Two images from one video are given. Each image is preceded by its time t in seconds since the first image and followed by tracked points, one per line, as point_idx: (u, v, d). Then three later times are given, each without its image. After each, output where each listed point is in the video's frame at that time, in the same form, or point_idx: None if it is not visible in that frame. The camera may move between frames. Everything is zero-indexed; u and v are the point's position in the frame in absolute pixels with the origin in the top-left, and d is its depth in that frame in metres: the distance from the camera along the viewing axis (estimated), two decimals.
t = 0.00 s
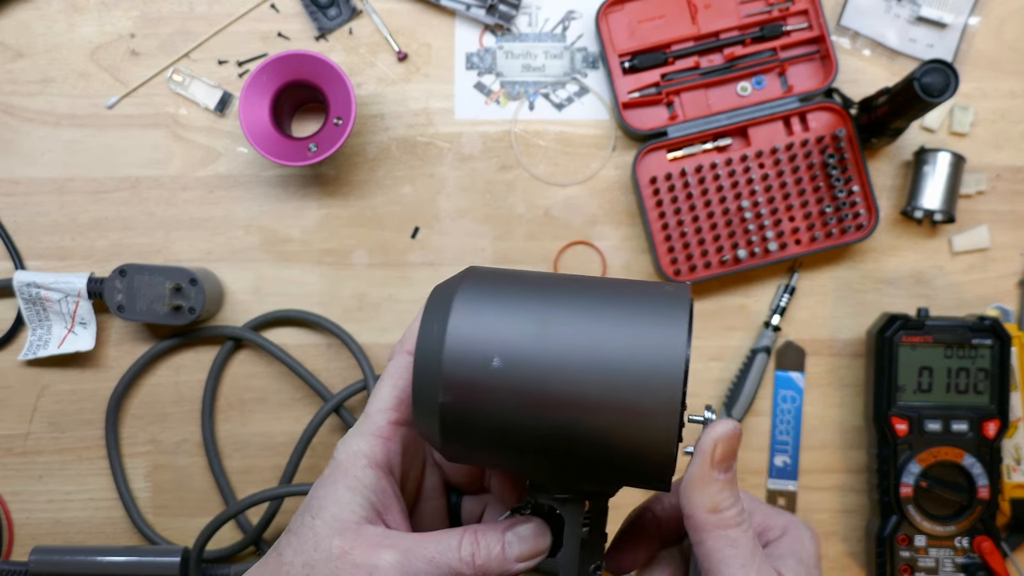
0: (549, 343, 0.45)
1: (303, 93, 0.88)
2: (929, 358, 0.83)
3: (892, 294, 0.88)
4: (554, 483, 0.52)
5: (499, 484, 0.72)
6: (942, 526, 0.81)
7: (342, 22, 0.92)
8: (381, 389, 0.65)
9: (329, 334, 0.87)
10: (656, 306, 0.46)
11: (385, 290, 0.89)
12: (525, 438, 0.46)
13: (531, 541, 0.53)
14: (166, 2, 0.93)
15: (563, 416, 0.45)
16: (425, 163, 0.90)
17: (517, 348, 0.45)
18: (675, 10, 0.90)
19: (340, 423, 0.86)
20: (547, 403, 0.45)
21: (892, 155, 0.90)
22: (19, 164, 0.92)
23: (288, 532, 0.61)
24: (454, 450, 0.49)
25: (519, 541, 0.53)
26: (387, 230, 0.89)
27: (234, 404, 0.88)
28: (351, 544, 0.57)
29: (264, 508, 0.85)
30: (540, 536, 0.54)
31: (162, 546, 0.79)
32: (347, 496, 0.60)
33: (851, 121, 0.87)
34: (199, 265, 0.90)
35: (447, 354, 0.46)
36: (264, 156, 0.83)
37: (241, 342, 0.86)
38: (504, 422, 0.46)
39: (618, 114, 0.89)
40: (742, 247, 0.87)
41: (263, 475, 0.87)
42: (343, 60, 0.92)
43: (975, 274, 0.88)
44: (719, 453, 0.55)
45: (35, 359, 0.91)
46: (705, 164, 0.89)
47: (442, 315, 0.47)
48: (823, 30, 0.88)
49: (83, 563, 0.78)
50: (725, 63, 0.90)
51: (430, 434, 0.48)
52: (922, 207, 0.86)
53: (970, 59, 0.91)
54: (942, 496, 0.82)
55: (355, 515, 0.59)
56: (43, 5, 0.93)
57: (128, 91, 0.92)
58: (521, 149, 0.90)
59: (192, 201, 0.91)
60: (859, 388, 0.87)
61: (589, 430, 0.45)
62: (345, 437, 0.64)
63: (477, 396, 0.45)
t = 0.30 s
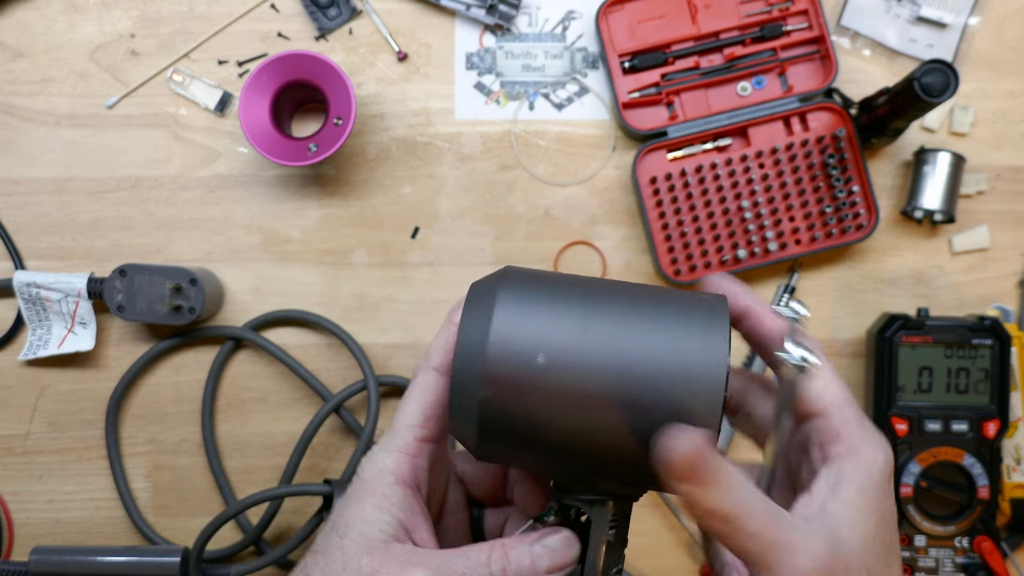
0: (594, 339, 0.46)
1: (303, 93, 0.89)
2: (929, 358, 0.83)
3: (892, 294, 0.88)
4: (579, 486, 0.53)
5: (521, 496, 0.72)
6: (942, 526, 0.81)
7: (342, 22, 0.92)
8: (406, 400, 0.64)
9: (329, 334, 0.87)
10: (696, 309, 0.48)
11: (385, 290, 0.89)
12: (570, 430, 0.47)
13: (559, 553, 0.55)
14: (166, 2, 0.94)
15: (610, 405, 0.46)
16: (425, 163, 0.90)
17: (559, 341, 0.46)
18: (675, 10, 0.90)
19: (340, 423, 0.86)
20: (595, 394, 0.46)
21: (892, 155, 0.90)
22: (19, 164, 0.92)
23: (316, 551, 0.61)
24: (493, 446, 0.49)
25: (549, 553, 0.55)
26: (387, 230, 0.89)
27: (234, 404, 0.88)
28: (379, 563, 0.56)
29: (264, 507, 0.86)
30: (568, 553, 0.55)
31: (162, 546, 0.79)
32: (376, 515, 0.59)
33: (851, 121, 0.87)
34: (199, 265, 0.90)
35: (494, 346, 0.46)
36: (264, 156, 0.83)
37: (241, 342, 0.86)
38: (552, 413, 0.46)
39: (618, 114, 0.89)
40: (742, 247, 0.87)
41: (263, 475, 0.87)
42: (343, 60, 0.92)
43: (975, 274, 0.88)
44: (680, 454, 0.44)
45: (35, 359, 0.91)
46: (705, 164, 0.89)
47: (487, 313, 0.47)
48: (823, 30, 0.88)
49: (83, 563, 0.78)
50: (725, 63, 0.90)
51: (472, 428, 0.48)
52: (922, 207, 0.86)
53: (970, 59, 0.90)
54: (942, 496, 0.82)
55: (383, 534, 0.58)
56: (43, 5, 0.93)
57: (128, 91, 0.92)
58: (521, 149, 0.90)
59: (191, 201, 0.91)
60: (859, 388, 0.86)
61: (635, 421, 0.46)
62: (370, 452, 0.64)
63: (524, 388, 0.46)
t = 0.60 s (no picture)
0: (649, 286, 0.48)
1: (303, 92, 0.88)
2: (929, 359, 0.83)
3: (892, 293, 0.88)
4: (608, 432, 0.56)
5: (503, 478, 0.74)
6: (942, 526, 0.81)
7: (342, 22, 0.92)
8: (360, 428, 0.61)
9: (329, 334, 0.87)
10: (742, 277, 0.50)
11: (385, 289, 0.89)
12: (608, 358, 0.48)
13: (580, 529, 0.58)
14: (166, 1, 0.93)
15: (650, 338, 0.48)
16: (425, 163, 0.90)
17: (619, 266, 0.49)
18: (675, 10, 0.90)
19: (340, 423, 0.86)
20: (636, 324, 0.48)
21: (892, 155, 0.90)
22: (19, 164, 0.92)
23: None
24: (531, 373, 0.49)
25: (574, 518, 0.58)
26: (387, 230, 0.89)
27: (234, 404, 0.88)
28: None
29: (264, 508, 0.85)
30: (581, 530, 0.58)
31: (162, 546, 0.79)
32: (387, 554, 0.56)
33: (851, 121, 0.87)
34: (199, 265, 0.90)
35: (559, 262, 0.49)
36: (264, 156, 0.83)
37: (241, 342, 0.86)
38: (592, 337, 0.48)
39: (618, 114, 0.89)
40: (742, 247, 0.87)
41: (263, 475, 0.87)
42: (343, 60, 0.92)
43: (975, 274, 0.88)
44: (688, 346, 0.46)
45: (35, 359, 0.91)
46: (705, 164, 0.89)
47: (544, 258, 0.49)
48: (823, 29, 0.88)
49: (82, 563, 0.78)
50: (725, 63, 0.90)
51: (514, 347, 0.49)
52: (922, 207, 0.86)
53: (970, 59, 0.91)
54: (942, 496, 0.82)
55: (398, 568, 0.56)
56: (43, 5, 0.93)
57: (128, 91, 0.92)
58: (521, 149, 0.90)
59: (191, 201, 0.91)
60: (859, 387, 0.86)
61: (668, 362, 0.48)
62: (337, 489, 0.60)
63: (574, 307, 0.48)
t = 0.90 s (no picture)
0: (669, 251, 0.50)
1: (303, 92, 0.88)
2: (929, 359, 0.83)
3: (892, 293, 0.88)
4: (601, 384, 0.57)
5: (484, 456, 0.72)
6: (942, 526, 0.81)
7: (342, 22, 0.92)
8: (414, 429, 0.57)
9: (329, 334, 0.87)
10: (749, 246, 0.54)
11: (385, 289, 0.89)
12: (623, 304, 0.50)
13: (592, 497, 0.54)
14: (166, 1, 0.93)
15: (667, 288, 0.50)
16: (425, 163, 0.90)
17: (644, 210, 0.51)
18: (675, 10, 0.89)
19: (340, 423, 0.86)
20: (654, 273, 0.50)
21: (892, 155, 0.90)
22: (19, 165, 0.92)
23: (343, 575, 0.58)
24: (539, 314, 0.50)
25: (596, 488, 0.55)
26: (387, 230, 0.89)
27: (234, 404, 0.88)
28: None
29: (264, 508, 0.85)
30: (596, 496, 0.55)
31: (161, 547, 0.79)
32: (410, 556, 0.56)
33: (851, 121, 0.87)
34: (199, 265, 0.90)
35: (586, 199, 0.49)
36: (264, 156, 0.83)
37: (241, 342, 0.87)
38: (613, 279, 0.49)
39: (618, 114, 0.89)
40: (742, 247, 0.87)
41: (263, 475, 0.87)
42: (343, 59, 0.92)
43: (975, 275, 0.88)
44: (725, 292, 0.50)
45: (35, 359, 0.91)
46: (705, 164, 0.89)
47: (565, 212, 0.49)
48: (823, 30, 0.88)
49: (82, 563, 0.78)
50: (725, 63, 0.89)
51: (530, 282, 0.49)
52: (922, 207, 0.86)
53: (970, 59, 0.90)
54: (942, 497, 0.82)
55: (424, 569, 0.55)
56: (43, 5, 0.93)
57: (128, 91, 0.92)
58: (521, 149, 0.90)
59: (191, 201, 0.91)
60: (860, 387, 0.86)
61: (678, 315, 0.51)
62: (352, 487, 0.56)
63: (598, 248, 0.49)
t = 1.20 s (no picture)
0: (664, 222, 0.49)
1: (303, 92, 0.88)
2: (929, 359, 0.83)
3: (892, 293, 0.88)
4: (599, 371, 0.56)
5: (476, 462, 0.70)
6: (942, 526, 0.81)
7: (342, 22, 0.92)
8: (472, 496, 0.50)
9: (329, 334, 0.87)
10: (738, 207, 0.53)
11: (385, 289, 0.89)
12: (625, 281, 0.48)
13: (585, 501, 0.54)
14: (166, 2, 0.93)
15: (667, 261, 0.49)
16: (425, 163, 0.90)
17: (632, 184, 0.49)
18: (675, 10, 0.89)
19: (340, 423, 0.86)
20: (653, 249, 0.48)
21: (892, 155, 0.90)
22: (18, 165, 0.92)
23: None
24: (538, 302, 0.48)
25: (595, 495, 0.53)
26: (387, 230, 0.89)
27: (234, 404, 0.88)
28: None
29: (264, 508, 0.86)
30: (590, 491, 0.54)
31: (161, 547, 0.79)
32: None
33: (851, 121, 0.87)
34: (199, 265, 0.90)
35: (573, 178, 0.47)
36: (264, 156, 0.83)
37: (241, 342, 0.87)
38: (612, 258, 0.47)
39: (618, 114, 0.89)
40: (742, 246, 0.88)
41: (263, 475, 0.87)
42: (343, 59, 0.92)
43: (975, 275, 0.88)
44: (729, 254, 0.49)
45: (35, 359, 0.91)
46: (705, 164, 0.89)
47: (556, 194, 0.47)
48: (823, 30, 0.88)
49: (82, 563, 0.78)
50: (725, 63, 0.90)
51: (527, 265, 0.47)
52: (922, 207, 0.86)
53: (970, 59, 0.90)
54: (942, 497, 0.82)
55: None
56: (43, 6, 0.93)
57: (128, 91, 0.92)
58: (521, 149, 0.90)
59: (191, 201, 0.91)
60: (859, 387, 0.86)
61: (680, 289, 0.49)
62: (397, 548, 0.50)
63: (593, 229, 0.47)
